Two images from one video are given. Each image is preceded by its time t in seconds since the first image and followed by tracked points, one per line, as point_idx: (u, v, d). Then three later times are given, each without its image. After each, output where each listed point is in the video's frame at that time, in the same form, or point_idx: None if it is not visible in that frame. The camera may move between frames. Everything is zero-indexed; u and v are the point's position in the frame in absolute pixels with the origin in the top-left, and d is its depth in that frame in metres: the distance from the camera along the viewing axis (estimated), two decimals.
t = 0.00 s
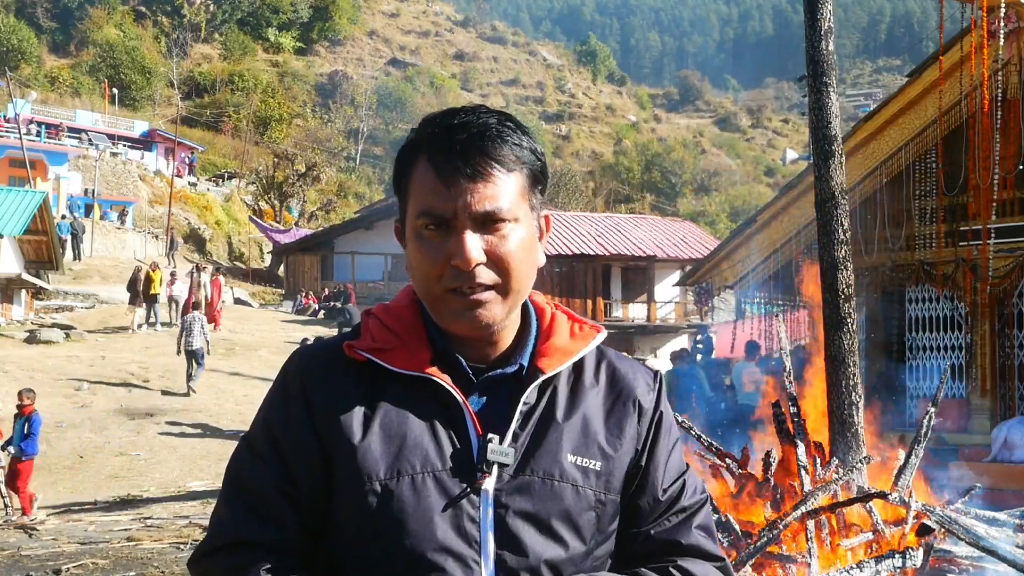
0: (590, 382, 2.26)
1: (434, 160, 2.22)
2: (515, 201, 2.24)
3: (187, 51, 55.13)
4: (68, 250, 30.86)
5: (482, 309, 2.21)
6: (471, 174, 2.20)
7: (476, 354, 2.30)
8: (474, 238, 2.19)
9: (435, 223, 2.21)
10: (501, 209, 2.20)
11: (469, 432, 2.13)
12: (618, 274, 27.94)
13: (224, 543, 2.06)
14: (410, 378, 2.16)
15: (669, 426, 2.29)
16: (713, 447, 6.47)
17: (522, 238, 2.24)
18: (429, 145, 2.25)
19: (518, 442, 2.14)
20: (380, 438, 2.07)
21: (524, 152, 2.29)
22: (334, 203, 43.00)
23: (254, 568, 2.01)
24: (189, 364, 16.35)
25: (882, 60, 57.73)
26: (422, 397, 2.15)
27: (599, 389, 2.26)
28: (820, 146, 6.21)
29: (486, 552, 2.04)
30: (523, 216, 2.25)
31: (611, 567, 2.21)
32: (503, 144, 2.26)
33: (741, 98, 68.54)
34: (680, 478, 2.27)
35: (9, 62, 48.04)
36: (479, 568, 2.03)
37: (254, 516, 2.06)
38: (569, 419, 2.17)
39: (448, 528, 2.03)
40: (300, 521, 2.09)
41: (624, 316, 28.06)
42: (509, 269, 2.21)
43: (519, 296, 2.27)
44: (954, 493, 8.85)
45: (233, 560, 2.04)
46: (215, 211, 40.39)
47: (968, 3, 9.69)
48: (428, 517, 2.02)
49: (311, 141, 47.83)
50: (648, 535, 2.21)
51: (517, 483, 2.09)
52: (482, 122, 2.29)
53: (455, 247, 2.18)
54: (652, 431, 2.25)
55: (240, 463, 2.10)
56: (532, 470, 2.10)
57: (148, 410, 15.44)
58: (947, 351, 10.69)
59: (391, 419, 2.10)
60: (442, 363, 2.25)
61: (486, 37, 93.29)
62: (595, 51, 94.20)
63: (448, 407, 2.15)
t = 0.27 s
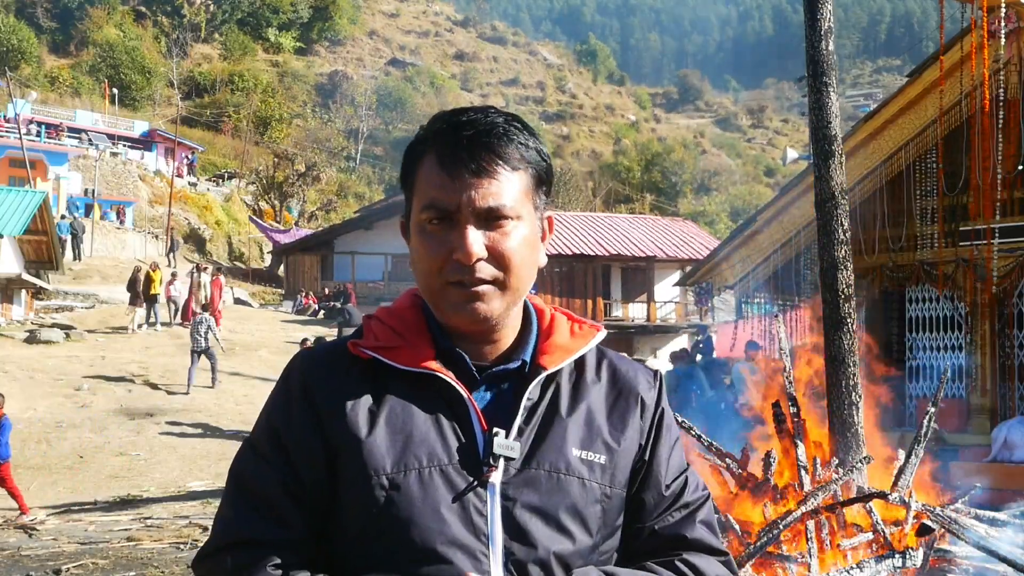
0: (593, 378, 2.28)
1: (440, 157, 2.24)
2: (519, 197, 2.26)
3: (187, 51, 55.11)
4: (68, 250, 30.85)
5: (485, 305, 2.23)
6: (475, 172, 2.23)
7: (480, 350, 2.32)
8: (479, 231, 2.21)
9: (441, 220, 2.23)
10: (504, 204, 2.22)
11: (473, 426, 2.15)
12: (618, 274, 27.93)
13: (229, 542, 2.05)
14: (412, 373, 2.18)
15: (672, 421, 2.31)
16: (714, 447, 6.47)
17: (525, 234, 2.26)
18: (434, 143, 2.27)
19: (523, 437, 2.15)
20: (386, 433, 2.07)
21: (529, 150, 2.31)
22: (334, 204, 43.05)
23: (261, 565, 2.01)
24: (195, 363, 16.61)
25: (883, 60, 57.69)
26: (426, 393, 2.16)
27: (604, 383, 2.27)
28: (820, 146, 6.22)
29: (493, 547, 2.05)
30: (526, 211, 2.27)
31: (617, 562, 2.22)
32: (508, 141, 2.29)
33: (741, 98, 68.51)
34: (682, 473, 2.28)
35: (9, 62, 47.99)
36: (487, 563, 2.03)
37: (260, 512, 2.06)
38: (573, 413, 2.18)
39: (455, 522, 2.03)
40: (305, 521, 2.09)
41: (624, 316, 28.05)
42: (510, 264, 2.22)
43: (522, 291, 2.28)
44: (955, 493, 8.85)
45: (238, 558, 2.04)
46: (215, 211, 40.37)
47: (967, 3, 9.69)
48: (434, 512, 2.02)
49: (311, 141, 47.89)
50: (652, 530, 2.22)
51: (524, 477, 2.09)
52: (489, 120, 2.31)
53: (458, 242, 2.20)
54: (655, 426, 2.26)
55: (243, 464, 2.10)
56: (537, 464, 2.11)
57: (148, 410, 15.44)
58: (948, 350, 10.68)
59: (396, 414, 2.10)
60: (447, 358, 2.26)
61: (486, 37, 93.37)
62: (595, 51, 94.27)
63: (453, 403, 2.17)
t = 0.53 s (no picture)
0: (594, 380, 2.29)
1: (447, 159, 2.26)
2: (524, 201, 2.27)
3: (187, 51, 55.09)
4: (68, 250, 30.84)
5: (488, 307, 2.24)
6: (481, 174, 2.25)
7: (483, 351, 2.33)
8: (485, 234, 2.22)
9: (447, 220, 2.24)
10: (508, 207, 2.24)
11: (477, 426, 2.15)
12: (618, 274, 27.93)
13: (234, 538, 2.05)
14: (416, 374, 2.19)
15: (672, 424, 2.32)
16: (714, 446, 6.47)
17: (530, 236, 2.28)
18: (441, 145, 2.28)
19: (527, 437, 2.16)
20: (391, 432, 2.08)
21: (535, 154, 2.33)
22: (334, 204, 43.11)
23: (266, 561, 2.02)
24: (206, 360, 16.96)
25: (883, 60, 57.68)
26: (430, 393, 2.17)
27: (605, 385, 2.29)
28: (820, 146, 6.21)
29: (498, 545, 2.05)
30: (531, 215, 2.29)
31: (618, 562, 2.23)
32: (513, 144, 2.30)
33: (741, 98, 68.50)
34: (681, 475, 2.30)
35: (9, 62, 47.93)
36: (492, 560, 2.04)
37: (265, 510, 2.07)
38: (575, 414, 2.20)
39: (460, 524, 2.03)
40: (310, 519, 2.09)
41: (624, 316, 28.05)
42: (513, 265, 2.24)
43: (526, 294, 2.30)
44: (955, 493, 8.84)
45: (243, 554, 2.04)
46: (215, 211, 40.39)
47: (967, 3, 9.69)
48: (439, 510, 2.03)
49: (311, 141, 47.93)
50: (653, 531, 2.23)
51: (528, 477, 2.10)
52: (497, 123, 2.33)
53: (461, 243, 2.21)
54: (657, 427, 2.28)
55: (246, 463, 2.10)
56: (541, 465, 2.12)
57: (148, 410, 15.44)
58: (948, 350, 10.68)
59: (401, 414, 2.11)
60: (450, 359, 2.27)
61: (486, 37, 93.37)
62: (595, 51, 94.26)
63: (458, 403, 2.17)
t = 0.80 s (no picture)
0: (593, 380, 2.29)
1: (453, 160, 2.26)
2: (528, 204, 2.27)
3: (187, 51, 55.03)
4: (68, 250, 30.82)
5: (491, 305, 2.23)
6: (489, 174, 2.24)
7: (484, 351, 2.32)
8: (490, 232, 2.23)
9: (454, 216, 2.23)
10: (515, 207, 2.24)
11: (478, 425, 2.15)
12: (618, 274, 27.95)
13: (237, 529, 2.04)
14: (418, 373, 2.19)
15: (671, 424, 2.32)
16: (716, 447, 6.47)
17: (533, 237, 2.28)
18: (449, 144, 2.28)
19: (527, 436, 2.16)
20: (392, 430, 2.07)
21: (541, 157, 2.33)
22: (334, 204, 43.18)
23: (266, 557, 2.01)
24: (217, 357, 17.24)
25: (883, 59, 57.67)
26: (432, 391, 2.17)
27: (603, 386, 2.29)
28: (820, 146, 6.21)
29: (498, 542, 2.05)
30: (535, 218, 2.29)
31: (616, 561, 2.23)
32: (520, 146, 2.30)
33: (741, 98, 68.49)
34: (679, 475, 2.30)
35: (9, 62, 47.88)
36: (492, 557, 2.04)
37: (268, 507, 2.05)
38: (575, 412, 2.20)
39: (462, 521, 2.04)
40: (310, 514, 2.08)
41: (624, 316, 28.06)
42: (514, 264, 2.23)
43: (528, 295, 2.30)
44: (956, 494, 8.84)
45: (246, 549, 2.03)
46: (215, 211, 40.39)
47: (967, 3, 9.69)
48: (438, 508, 2.03)
49: (312, 141, 47.96)
50: (651, 530, 2.23)
51: (529, 475, 2.10)
52: (506, 125, 2.32)
53: (467, 240, 2.21)
54: (655, 427, 2.28)
55: (247, 459, 2.09)
56: (541, 462, 2.12)
57: (148, 410, 15.44)
58: (949, 350, 10.67)
59: (403, 412, 2.11)
60: (452, 357, 2.27)
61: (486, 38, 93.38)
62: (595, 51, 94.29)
63: (458, 401, 2.17)
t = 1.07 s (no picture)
0: (587, 381, 2.31)
1: (459, 160, 2.27)
2: (530, 214, 2.28)
3: (187, 51, 55.02)
4: (68, 250, 30.82)
5: (487, 309, 2.24)
6: (493, 181, 2.24)
7: (479, 351, 2.34)
8: (489, 244, 2.23)
9: (454, 221, 2.24)
10: (516, 215, 2.25)
11: (471, 424, 2.18)
12: (618, 274, 27.98)
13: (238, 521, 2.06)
14: (413, 371, 2.21)
15: (663, 423, 2.35)
16: (714, 446, 6.49)
17: (532, 249, 2.29)
18: (456, 149, 2.29)
19: (518, 434, 2.18)
20: (387, 428, 2.10)
21: (545, 166, 2.34)
22: (334, 204, 43.23)
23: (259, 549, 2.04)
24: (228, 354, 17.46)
25: (883, 59, 57.70)
26: (426, 391, 2.19)
27: (597, 387, 2.30)
28: (820, 146, 6.22)
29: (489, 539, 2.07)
30: (536, 226, 2.30)
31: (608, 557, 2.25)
32: (524, 155, 2.31)
33: (741, 98, 68.54)
34: (671, 474, 2.32)
35: (9, 62, 47.82)
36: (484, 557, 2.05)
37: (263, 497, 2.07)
38: (568, 411, 2.22)
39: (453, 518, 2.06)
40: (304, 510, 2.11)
41: (624, 316, 28.07)
42: (510, 271, 2.24)
43: (524, 300, 2.31)
44: (954, 494, 8.86)
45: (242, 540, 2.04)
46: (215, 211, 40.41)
47: (968, 3, 9.69)
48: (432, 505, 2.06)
49: (311, 141, 47.98)
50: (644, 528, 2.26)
51: (520, 472, 2.13)
52: (514, 136, 2.33)
53: (464, 244, 2.22)
54: (648, 427, 2.30)
55: (242, 458, 2.12)
56: (534, 461, 2.14)
57: (148, 410, 15.44)
58: (948, 350, 10.68)
59: (397, 408, 2.13)
60: (447, 359, 2.29)
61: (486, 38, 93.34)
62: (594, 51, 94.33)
63: (453, 400, 2.19)
